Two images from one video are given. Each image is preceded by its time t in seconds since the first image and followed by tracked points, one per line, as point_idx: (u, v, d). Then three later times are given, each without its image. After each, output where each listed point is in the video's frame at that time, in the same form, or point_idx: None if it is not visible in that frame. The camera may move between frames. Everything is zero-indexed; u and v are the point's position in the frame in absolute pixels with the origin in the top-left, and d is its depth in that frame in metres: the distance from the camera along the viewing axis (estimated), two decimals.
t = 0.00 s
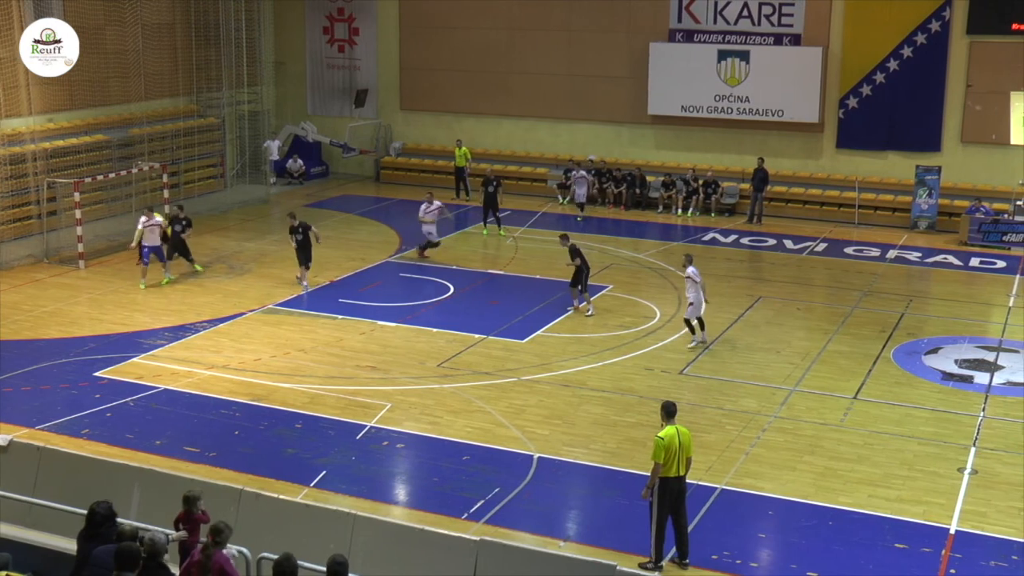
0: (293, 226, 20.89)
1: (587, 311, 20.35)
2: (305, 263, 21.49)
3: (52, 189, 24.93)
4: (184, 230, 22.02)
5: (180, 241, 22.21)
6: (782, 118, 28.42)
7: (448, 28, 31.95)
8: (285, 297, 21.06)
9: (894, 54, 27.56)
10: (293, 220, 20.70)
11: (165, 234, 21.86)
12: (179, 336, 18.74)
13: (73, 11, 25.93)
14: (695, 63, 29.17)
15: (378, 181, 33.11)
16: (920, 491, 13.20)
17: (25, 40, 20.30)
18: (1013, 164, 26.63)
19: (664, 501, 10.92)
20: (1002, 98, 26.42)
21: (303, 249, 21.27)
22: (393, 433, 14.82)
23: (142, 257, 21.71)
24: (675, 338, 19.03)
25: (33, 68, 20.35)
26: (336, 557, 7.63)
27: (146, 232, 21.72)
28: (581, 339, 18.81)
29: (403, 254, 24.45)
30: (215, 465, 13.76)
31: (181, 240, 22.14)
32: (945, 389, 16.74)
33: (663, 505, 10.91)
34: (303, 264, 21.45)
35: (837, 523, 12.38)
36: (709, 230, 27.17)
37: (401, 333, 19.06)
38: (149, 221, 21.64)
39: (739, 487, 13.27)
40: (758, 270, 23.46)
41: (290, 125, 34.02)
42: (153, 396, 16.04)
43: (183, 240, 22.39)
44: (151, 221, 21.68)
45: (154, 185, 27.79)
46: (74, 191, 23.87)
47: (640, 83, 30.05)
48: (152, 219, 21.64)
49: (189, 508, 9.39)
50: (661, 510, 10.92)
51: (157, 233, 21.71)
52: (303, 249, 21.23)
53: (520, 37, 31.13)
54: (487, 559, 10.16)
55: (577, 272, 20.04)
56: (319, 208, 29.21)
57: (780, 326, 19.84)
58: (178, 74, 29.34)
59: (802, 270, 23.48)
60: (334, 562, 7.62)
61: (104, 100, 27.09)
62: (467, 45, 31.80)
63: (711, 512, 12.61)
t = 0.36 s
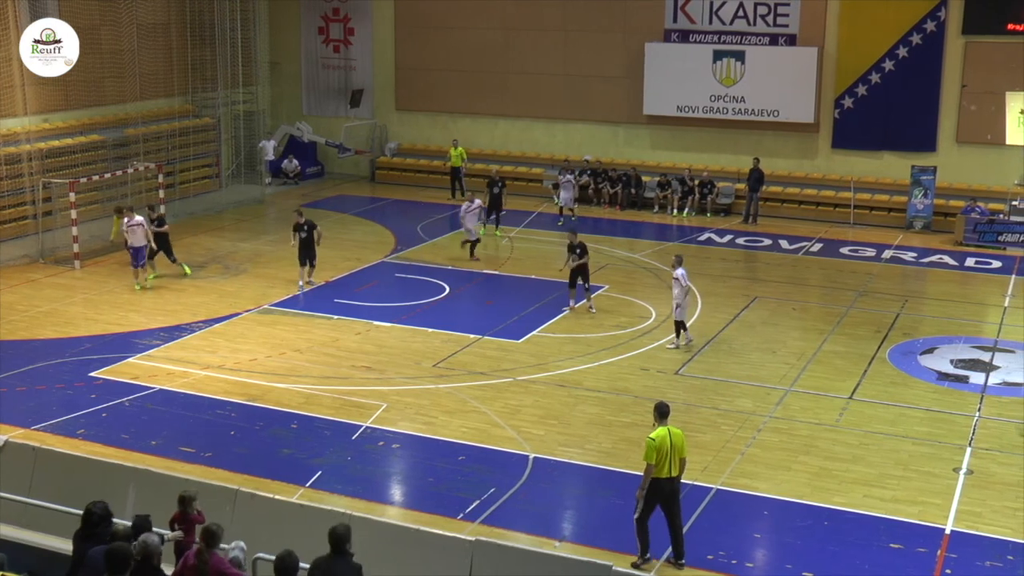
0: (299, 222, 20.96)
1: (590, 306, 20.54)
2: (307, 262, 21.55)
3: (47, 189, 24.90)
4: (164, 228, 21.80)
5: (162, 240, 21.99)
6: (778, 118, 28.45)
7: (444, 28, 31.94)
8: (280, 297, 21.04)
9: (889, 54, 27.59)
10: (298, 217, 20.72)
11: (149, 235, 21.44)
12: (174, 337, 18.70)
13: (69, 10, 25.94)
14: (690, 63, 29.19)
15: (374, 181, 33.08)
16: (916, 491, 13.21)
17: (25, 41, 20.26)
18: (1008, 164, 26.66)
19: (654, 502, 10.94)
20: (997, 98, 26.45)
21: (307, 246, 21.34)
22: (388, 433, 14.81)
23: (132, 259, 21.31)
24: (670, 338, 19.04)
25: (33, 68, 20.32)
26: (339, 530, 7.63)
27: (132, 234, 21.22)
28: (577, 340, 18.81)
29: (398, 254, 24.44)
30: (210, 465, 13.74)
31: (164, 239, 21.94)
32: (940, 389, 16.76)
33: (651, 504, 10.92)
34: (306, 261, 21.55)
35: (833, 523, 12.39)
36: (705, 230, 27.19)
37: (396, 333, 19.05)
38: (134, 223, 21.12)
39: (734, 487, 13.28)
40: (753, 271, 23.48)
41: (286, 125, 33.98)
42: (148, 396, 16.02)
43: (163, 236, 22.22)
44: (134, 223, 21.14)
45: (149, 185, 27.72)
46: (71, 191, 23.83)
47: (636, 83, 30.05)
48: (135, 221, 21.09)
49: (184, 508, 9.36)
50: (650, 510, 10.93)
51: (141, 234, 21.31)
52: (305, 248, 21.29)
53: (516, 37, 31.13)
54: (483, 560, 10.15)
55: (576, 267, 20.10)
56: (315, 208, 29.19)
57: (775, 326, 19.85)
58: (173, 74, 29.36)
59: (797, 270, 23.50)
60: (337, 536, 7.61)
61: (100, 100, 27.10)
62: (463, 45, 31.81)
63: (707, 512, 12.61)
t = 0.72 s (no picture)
0: (316, 222, 21.09)
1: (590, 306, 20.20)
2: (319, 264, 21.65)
3: (52, 191, 24.97)
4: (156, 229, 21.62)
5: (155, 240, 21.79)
6: (782, 121, 28.44)
7: (448, 29, 31.94)
8: (284, 299, 21.04)
9: (893, 57, 27.56)
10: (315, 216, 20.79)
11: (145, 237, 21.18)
12: (178, 338, 18.71)
13: (74, 13, 25.99)
14: (694, 66, 29.19)
15: (378, 183, 33.07)
16: (920, 494, 13.18)
17: (25, 41, 20.31)
18: (1013, 168, 26.63)
19: (643, 504, 10.86)
20: (1002, 100, 26.42)
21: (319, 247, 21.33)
22: (392, 435, 14.80)
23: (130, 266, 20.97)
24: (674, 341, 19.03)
25: (33, 68, 20.35)
26: (349, 514, 7.63)
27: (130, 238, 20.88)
28: (580, 342, 18.79)
29: (402, 256, 24.44)
30: (213, 467, 13.74)
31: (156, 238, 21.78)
32: (945, 393, 16.72)
33: (637, 506, 10.87)
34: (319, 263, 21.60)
35: (837, 526, 12.36)
36: (708, 232, 27.19)
37: (399, 335, 19.04)
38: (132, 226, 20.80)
39: (737, 490, 13.26)
40: (757, 273, 23.47)
41: (290, 127, 33.98)
42: (152, 398, 16.02)
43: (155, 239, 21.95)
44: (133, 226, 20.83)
45: (153, 188, 27.71)
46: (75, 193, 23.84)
47: (640, 85, 30.05)
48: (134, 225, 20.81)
49: (187, 510, 9.31)
50: (639, 511, 10.87)
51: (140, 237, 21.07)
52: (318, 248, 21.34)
53: (520, 39, 31.13)
54: (486, 562, 10.14)
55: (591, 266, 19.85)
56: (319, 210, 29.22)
57: (778, 329, 19.83)
58: (177, 77, 29.37)
59: (801, 273, 23.49)
60: (347, 519, 7.61)
61: (104, 102, 27.13)
62: (467, 47, 31.82)
63: (710, 515, 12.59)
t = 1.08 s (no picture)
0: (341, 224, 21.03)
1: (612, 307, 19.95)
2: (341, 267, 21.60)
3: (65, 194, 25.06)
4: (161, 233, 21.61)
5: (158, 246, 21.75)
6: (794, 125, 28.40)
7: (460, 33, 31.98)
8: (296, 302, 21.08)
9: (906, 61, 27.49)
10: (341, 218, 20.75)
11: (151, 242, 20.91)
12: (190, 340, 18.76)
13: (87, 16, 26.09)
14: (706, 69, 29.17)
15: (389, 186, 33.09)
16: (933, 500, 13.13)
17: (25, 41, 20.37)
18: None
19: (644, 506, 10.87)
20: (1015, 104, 26.33)
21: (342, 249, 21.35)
22: (403, 438, 14.81)
23: (131, 270, 20.67)
24: (686, 345, 19.00)
25: (33, 68, 20.41)
26: (367, 528, 7.55)
27: (135, 242, 20.60)
28: (591, 346, 18.78)
29: (413, 259, 24.45)
30: (225, 469, 13.76)
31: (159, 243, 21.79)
32: (958, 398, 16.66)
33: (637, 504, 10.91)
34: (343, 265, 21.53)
35: (848, 531, 12.32)
36: (720, 236, 27.16)
37: (411, 338, 19.05)
38: (138, 230, 20.53)
39: (749, 494, 13.23)
40: (768, 277, 23.41)
41: (302, 130, 34.02)
42: (164, 400, 16.06)
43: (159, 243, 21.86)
44: (142, 231, 20.56)
45: (166, 191, 27.73)
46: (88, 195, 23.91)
47: (652, 89, 30.03)
48: (144, 230, 20.56)
49: (200, 512, 9.31)
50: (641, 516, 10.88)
51: (146, 241, 20.73)
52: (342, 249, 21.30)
53: (532, 43, 31.15)
54: (497, 564, 10.13)
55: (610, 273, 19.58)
56: (330, 213, 29.28)
57: (791, 333, 19.79)
58: (190, 80, 29.43)
59: (812, 277, 23.43)
60: (365, 534, 7.53)
61: (117, 105, 27.23)
62: (479, 51, 31.85)
63: (722, 519, 12.57)
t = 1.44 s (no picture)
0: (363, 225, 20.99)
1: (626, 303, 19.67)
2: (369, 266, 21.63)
3: (77, 197, 25.19)
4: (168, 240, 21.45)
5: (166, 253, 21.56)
6: (805, 129, 28.34)
7: (471, 37, 32.02)
8: (306, 305, 21.10)
9: (918, 65, 27.41)
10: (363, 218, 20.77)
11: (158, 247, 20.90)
12: (202, 344, 18.79)
13: (99, 20, 26.20)
14: (718, 73, 29.12)
15: (400, 190, 33.10)
16: (945, 505, 13.07)
17: (25, 40, 20.37)
18: None
19: (653, 511, 10.84)
20: None
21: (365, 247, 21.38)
22: (414, 442, 14.81)
23: (137, 276, 20.68)
24: (697, 349, 18.97)
25: (33, 68, 20.42)
26: (390, 546, 7.54)
27: (140, 247, 20.59)
28: (601, 350, 18.76)
29: (424, 263, 24.47)
30: (235, 472, 13.78)
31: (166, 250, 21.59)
32: (970, 403, 16.59)
33: (646, 508, 10.89)
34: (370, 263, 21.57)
35: (859, 536, 12.28)
36: (731, 240, 27.11)
37: (421, 341, 19.05)
38: (143, 235, 20.52)
39: (760, 499, 13.19)
40: (779, 281, 23.35)
41: (313, 134, 34.09)
42: (175, 403, 16.09)
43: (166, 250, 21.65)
44: (148, 236, 20.54)
45: (177, 195, 27.77)
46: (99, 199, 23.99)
47: (663, 93, 30.01)
48: (150, 235, 20.54)
49: (211, 514, 9.35)
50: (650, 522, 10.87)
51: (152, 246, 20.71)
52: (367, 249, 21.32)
53: (543, 46, 31.17)
54: (508, 566, 10.15)
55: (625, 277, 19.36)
56: (341, 216, 29.32)
57: (802, 337, 19.75)
58: (202, 83, 29.50)
59: (823, 281, 23.37)
60: (387, 551, 7.52)
61: (130, 108, 27.33)
62: (490, 55, 31.89)
63: (733, 524, 12.54)
